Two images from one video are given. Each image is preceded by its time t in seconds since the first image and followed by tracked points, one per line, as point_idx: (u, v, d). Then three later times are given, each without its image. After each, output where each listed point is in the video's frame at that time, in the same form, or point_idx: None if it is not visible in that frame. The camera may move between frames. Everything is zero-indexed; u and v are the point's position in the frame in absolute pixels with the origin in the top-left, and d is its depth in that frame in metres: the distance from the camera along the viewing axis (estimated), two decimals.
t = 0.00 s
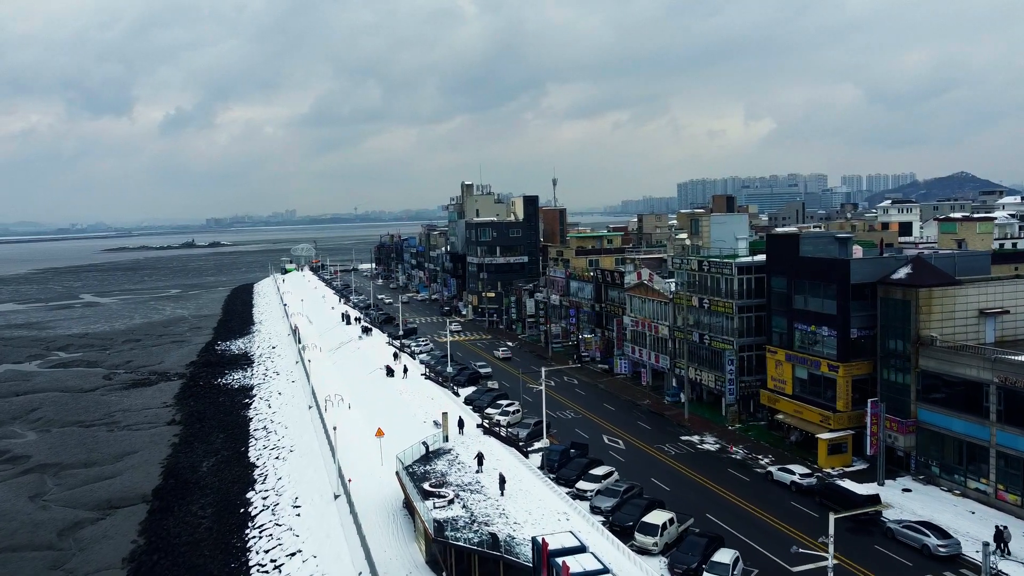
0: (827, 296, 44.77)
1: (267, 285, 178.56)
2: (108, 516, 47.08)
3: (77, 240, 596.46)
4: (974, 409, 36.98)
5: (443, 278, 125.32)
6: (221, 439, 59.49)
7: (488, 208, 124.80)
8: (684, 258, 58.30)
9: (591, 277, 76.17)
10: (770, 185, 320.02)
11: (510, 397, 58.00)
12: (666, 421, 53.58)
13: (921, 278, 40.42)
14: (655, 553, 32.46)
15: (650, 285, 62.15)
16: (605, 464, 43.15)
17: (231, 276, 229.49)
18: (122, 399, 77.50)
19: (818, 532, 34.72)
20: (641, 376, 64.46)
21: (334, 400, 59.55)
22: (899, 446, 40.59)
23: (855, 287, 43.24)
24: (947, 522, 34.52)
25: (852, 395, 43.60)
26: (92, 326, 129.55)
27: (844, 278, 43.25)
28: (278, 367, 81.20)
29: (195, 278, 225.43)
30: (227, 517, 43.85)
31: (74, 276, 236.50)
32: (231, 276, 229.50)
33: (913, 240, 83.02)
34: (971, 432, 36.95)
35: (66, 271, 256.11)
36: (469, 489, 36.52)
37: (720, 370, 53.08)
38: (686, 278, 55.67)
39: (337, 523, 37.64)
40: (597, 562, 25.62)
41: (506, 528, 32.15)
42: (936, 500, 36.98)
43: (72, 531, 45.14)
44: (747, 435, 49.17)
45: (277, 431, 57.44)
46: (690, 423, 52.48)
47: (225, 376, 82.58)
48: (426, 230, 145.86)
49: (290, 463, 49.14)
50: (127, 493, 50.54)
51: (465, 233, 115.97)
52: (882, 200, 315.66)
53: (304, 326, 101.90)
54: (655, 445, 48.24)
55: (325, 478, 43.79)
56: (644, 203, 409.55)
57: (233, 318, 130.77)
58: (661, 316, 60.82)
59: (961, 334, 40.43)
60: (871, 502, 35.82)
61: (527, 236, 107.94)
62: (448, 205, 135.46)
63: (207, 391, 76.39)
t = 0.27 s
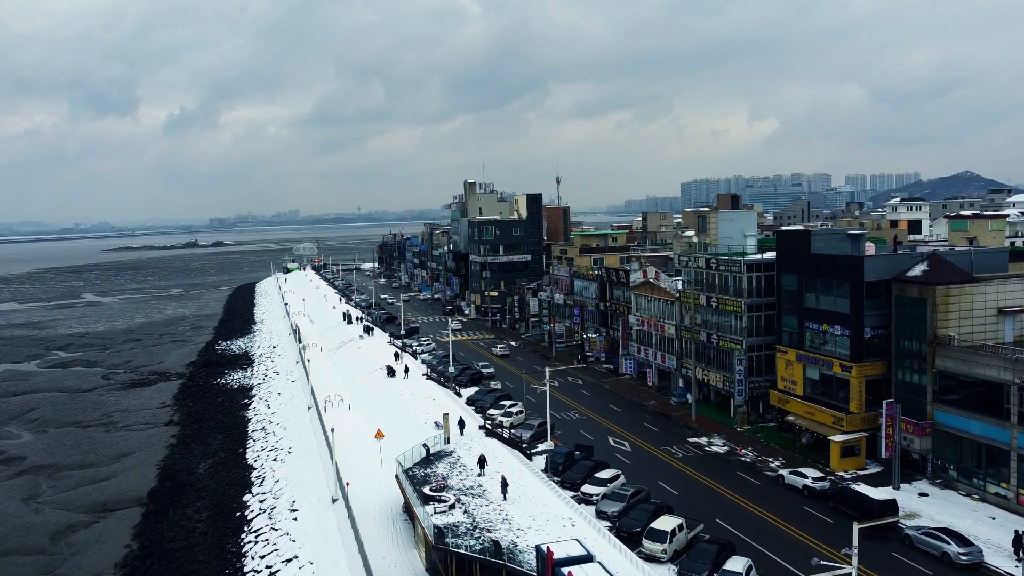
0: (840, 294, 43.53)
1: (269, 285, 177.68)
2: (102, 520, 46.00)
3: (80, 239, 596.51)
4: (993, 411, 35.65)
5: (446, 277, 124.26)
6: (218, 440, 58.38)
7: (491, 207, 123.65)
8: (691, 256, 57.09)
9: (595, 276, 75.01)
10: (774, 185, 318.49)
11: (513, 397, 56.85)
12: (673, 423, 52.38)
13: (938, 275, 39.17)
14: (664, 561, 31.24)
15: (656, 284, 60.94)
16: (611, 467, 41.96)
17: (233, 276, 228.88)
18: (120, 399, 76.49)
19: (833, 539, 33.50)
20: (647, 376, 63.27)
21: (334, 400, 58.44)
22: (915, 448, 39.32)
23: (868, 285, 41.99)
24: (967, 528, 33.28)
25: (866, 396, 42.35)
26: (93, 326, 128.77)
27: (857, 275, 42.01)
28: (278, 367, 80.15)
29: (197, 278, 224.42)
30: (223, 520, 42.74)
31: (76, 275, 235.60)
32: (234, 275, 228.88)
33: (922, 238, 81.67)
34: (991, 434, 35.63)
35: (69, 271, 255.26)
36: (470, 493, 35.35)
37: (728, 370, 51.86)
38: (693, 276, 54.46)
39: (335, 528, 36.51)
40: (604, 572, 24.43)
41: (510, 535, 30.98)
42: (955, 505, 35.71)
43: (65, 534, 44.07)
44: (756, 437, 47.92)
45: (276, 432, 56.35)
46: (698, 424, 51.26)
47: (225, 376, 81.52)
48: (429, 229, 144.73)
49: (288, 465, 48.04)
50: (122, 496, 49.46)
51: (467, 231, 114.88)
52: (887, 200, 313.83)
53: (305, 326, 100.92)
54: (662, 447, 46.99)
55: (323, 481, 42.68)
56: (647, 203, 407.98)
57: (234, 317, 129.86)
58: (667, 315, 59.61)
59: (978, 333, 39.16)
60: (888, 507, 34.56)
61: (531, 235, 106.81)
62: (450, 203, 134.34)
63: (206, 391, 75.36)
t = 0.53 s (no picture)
0: (849, 292, 42.55)
1: (270, 284, 176.97)
2: (96, 522, 45.09)
3: (82, 239, 596.59)
4: (1009, 412, 34.61)
5: (447, 276, 123.39)
6: (216, 441, 57.48)
7: (493, 205, 122.69)
8: (696, 253, 56.11)
9: (598, 275, 74.08)
10: (777, 185, 317.40)
11: (515, 397, 55.92)
12: (678, 423, 51.40)
13: (950, 272, 38.21)
14: (670, 566, 30.27)
15: (660, 282, 59.94)
16: (616, 469, 41.01)
17: (234, 275, 228.36)
18: (118, 399, 75.63)
19: (845, 544, 32.52)
20: (651, 376, 62.31)
21: (333, 401, 57.54)
22: (927, 450, 38.32)
23: (879, 283, 41.01)
24: (983, 533, 32.28)
25: (876, 396, 41.38)
26: (92, 325, 128.02)
27: (867, 273, 41.02)
28: (277, 366, 79.28)
29: (197, 277, 223.53)
30: (218, 523, 41.83)
31: (76, 275, 234.68)
32: (235, 275, 228.34)
33: (930, 237, 80.64)
34: (1006, 436, 34.59)
35: (70, 270, 254.38)
36: (471, 497, 34.40)
37: (734, 370, 50.89)
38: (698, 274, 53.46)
39: (333, 532, 35.57)
40: None
41: (511, 540, 30.03)
42: (969, 508, 34.70)
43: (58, 537, 43.17)
44: (763, 438, 46.99)
45: (274, 432, 55.44)
46: (703, 425, 50.29)
47: (224, 376, 80.62)
48: (430, 228, 143.80)
49: (286, 466, 47.14)
50: (116, 498, 48.56)
51: (469, 230, 113.99)
52: (890, 199, 312.49)
53: (305, 325, 100.07)
54: (667, 448, 46.02)
55: (321, 483, 41.77)
56: (649, 203, 406.67)
57: (235, 317, 129.09)
58: (671, 314, 58.64)
59: (993, 332, 38.16)
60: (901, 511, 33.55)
61: (533, 233, 105.88)
62: (452, 202, 133.43)
63: (205, 391, 74.50)
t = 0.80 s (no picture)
0: (863, 289, 41.33)
1: (272, 283, 176.11)
2: (91, 524, 44.04)
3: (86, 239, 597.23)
4: None
5: (451, 275, 122.37)
6: (214, 441, 56.47)
7: (497, 203, 121.58)
8: (703, 250, 54.93)
9: (603, 273, 72.99)
10: (781, 185, 316.00)
11: (519, 397, 54.85)
12: (685, 424, 50.25)
13: (968, 268, 37.02)
14: (680, 573, 29.16)
15: (667, 280, 58.80)
16: (622, 471, 39.90)
17: (237, 274, 227.84)
18: (117, 398, 74.70)
19: (862, 550, 31.38)
20: (657, 376, 61.17)
21: (334, 400, 56.51)
22: (944, 452, 37.06)
23: (894, 279, 39.78)
24: (1005, 538, 31.10)
25: (891, 396, 40.16)
26: (94, 324, 127.23)
27: (882, 269, 39.79)
28: (278, 365, 78.32)
29: (200, 277, 222.82)
30: (215, 526, 40.78)
31: (79, 275, 234.17)
32: (238, 274, 227.84)
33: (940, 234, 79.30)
34: None
35: (73, 270, 253.95)
36: (473, 499, 33.28)
37: (743, 369, 49.71)
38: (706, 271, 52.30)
39: (331, 536, 34.50)
40: None
41: (515, 545, 28.94)
42: (990, 513, 33.49)
43: (51, 539, 42.14)
44: (773, 439, 45.84)
45: (273, 432, 54.43)
46: (711, 426, 49.12)
47: (224, 375, 79.64)
48: (433, 227, 142.79)
49: (284, 467, 46.11)
50: (112, 499, 47.53)
51: (472, 228, 112.94)
52: (895, 199, 310.60)
53: (307, 324, 99.13)
54: (675, 449, 44.87)
55: (320, 485, 40.72)
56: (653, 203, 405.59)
57: (237, 316, 128.29)
58: (678, 312, 57.49)
59: (1012, 330, 36.95)
60: (919, 515, 32.36)
61: (537, 231, 104.81)
62: (455, 200, 132.42)
63: (205, 391, 73.56)
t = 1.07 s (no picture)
0: (881, 284, 39.93)
1: (277, 282, 175.25)
2: (86, 525, 42.93)
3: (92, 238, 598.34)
4: None
5: (456, 273, 121.22)
6: (214, 441, 55.35)
7: (502, 201, 120.18)
8: (714, 246, 53.48)
9: (610, 270, 71.70)
10: (788, 184, 314.03)
11: (524, 396, 53.62)
12: (695, 424, 48.93)
13: (992, 262, 35.57)
14: None
15: (676, 276, 57.48)
16: (631, 472, 38.61)
17: (242, 273, 227.19)
18: (117, 397, 73.74)
19: (882, 556, 30.05)
20: (666, 375, 59.90)
21: (336, 400, 55.35)
22: (967, 454, 35.64)
23: (914, 274, 38.36)
24: None
25: (910, 396, 38.76)
26: (97, 323, 126.48)
27: (902, 264, 38.36)
28: (280, 364, 77.25)
29: (205, 276, 222.15)
30: (212, 528, 39.64)
31: (84, 273, 233.76)
32: (242, 273, 227.20)
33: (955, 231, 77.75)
34: None
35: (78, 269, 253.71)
36: (477, 502, 32.03)
37: (756, 368, 48.33)
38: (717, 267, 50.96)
39: (330, 539, 33.30)
40: None
41: (521, 551, 27.69)
42: (1016, 517, 32.06)
43: (45, 541, 41.06)
44: (787, 440, 44.47)
45: (273, 432, 53.29)
46: (722, 426, 47.78)
47: (226, 374, 78.56)
48: (438, 225, 141.62)
49: (284, 468, 44.96)
50: (109, 499, 46.44)
51: (477, 226, 111.76)
52: (904, 198, 308.19)
53: (311, 323, 98.08)
54: (686, 450, 43.52)
55: (320, 486, 39.56)
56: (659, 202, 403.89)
57: (241, 314, 127.40)
58: (688, 310, 56.18)
59: None
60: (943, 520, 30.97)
61: (543, 228, 103.58)
62: (460, 198, 131.30)
63: (206, 390, 72.55)
